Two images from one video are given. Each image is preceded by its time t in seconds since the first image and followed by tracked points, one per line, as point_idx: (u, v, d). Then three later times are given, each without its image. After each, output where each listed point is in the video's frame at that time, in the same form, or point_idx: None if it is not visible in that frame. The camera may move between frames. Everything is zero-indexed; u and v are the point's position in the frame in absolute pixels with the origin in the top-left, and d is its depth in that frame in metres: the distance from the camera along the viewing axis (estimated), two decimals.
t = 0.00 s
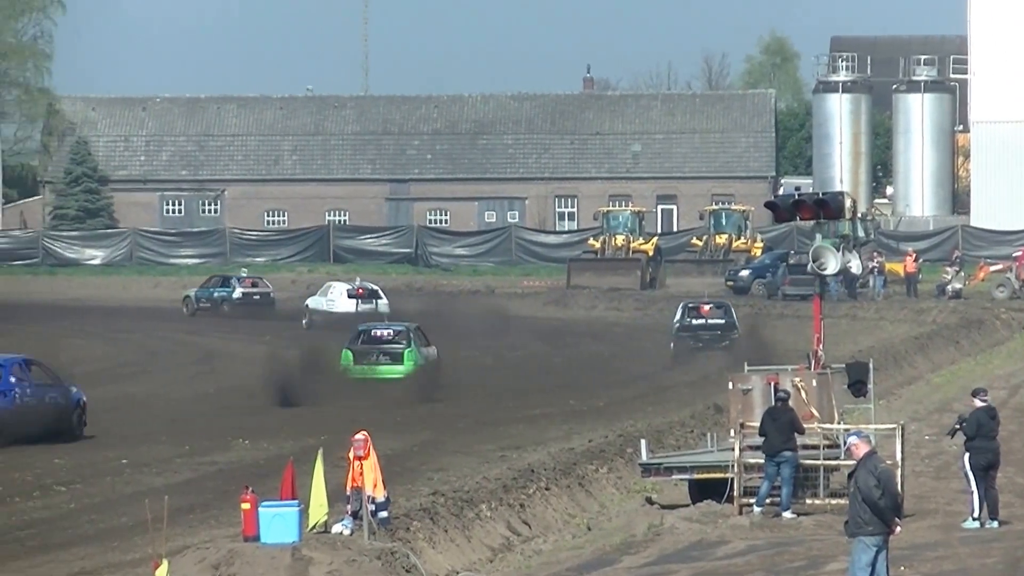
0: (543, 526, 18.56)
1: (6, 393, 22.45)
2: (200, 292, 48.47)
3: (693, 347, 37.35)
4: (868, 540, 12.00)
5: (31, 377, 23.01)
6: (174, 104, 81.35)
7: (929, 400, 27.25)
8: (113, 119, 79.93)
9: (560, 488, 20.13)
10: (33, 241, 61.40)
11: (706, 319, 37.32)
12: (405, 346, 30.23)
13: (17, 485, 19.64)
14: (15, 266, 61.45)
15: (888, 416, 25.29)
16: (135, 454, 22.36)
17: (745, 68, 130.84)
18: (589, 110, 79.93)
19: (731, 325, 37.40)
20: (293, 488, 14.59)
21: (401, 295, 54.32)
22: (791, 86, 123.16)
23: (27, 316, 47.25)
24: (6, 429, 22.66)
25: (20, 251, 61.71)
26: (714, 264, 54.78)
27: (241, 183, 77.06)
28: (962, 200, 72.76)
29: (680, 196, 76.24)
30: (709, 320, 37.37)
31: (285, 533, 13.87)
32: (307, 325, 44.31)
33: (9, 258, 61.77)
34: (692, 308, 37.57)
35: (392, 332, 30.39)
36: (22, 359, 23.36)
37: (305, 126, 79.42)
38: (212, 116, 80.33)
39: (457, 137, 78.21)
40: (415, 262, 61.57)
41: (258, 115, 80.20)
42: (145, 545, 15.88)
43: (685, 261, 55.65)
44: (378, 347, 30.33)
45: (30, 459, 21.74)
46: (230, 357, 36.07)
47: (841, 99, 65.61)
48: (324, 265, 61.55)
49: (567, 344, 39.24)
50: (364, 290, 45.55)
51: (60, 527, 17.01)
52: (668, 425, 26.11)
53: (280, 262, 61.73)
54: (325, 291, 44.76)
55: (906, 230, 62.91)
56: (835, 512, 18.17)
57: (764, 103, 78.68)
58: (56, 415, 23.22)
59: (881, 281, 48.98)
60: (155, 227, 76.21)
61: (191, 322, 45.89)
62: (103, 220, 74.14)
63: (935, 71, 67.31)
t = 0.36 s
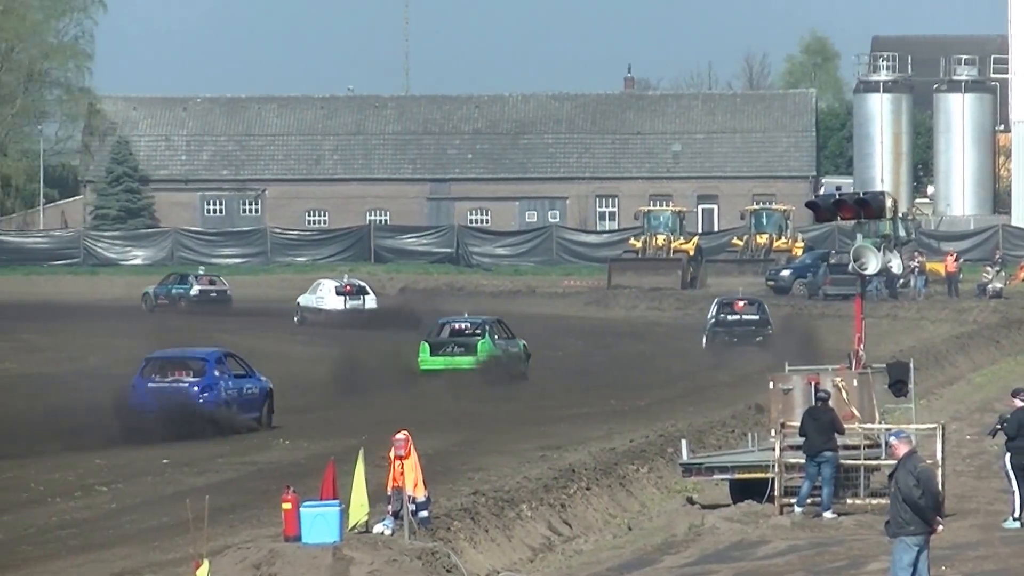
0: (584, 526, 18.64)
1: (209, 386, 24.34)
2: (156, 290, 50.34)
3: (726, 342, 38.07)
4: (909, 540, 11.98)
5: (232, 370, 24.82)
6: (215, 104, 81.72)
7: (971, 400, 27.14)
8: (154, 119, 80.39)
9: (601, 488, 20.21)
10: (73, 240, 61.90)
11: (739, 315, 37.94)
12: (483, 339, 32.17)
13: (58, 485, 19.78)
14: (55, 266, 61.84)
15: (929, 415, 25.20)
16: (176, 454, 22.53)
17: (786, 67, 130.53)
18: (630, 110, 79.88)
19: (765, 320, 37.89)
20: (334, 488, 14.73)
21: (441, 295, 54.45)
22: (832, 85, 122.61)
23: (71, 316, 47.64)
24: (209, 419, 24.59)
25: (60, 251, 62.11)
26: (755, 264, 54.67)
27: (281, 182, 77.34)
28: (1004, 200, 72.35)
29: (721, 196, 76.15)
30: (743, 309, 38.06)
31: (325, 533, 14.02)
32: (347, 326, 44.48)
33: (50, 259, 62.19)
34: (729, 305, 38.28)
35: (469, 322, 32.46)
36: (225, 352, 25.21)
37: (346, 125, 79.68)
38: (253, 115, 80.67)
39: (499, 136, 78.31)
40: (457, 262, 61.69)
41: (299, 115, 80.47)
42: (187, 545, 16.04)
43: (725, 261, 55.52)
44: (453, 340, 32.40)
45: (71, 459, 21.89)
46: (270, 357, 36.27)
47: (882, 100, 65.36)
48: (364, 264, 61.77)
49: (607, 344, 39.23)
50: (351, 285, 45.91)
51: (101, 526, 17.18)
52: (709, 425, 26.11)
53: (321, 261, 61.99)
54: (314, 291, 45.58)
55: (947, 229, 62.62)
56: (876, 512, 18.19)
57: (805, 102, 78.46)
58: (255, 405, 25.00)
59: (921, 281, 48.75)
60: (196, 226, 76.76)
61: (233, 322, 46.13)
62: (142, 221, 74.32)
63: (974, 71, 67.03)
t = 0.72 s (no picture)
0: (627, 526, 18.72)
1: (385, 380, 25.60)
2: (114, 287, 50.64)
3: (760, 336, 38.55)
4: (954, 540, 11.84)
5: (405, 363, 26.05)
6: (260, 104, 82.15)
7: (1016, 401, 27.08)
8: (199, 118, 80.93)
9: (645, 488, 20.29)
10: (119, 241, 62.71)
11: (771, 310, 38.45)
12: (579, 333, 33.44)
13: (104, 485, 20.00)
14: (100, 267, 62.68)
15: (974, 415, 25.12)
16: (220, 454, 22.75)
17: (830, 66, 130.05)
18: (674, 110, 79.85)
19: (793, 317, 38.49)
20: (378, 488, 14.88)
21: (485, 296, 54.59)
22: (876, 85, 122.04)
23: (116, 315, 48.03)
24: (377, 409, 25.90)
25: (106, 251, 62.89)
26: (799, 264, 54.55)
27: (326, 182, 77.65)
28: None
29: (765, 196, 75.99)
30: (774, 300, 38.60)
31: (369, 533, 14.16)
32: (389, 326, 44.67)
33: (94, 259, 62.89)
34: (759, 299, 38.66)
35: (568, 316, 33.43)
36: (399, 345, 26.41)
37: (390, 125, 80.00)
38: (297, 115, 81.05)
39: (543, 136, 78.43)
40: (501, 262, 61.86)
41: (344, 115, 80.86)
42: (231, 544, 16.21)
43: (769, 260, 55.20)
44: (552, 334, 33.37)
45: (116, 458, 22.12)
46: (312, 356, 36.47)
47: (926, 99, 64.74)
48: (408, 264, 61.99)
49: (650, 344, 39.26)
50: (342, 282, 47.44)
51: (146, 525, 17.38)
52: (753, 425, 26.15)
53: (365, 261, 62.26)
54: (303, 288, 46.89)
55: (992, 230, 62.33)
56: (920, 513, 18.20)
57: (849, 102, 78.27)
58: (424, 397, 26.26)
59: (965, 281, 48.55)
60: (240, 225, 77.22)
61: (276, 321, 46.38)
62: (187, 220, 74.86)
63: (1020, 70, 66.32)
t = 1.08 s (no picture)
0: (665, 526, 18.78)
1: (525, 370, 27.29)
2: (67, 286, 51.83)
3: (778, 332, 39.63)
4: (991, 539, 11.74)
5: (542, 355, 27.77)
6: (297, 104, 82.50)
7: None
8: (237, 118, 81.37)
9: (682, 488, 20.35)
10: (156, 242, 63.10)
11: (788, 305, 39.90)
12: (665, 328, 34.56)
13: (142, 485, 20.18)
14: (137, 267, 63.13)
15: (1012, 416, 25.04)
16: (259, 455, 22.93)
17: (867, 66, 129.62)
18: (711, 110, 79.75)
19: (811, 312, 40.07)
20: (415, 488, 15.01)
21: (522, 296, 54.68)
22: (913, 85, 121.49)
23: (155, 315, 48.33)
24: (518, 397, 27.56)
25: (143, 251, 63.33)
26: (837, 263, 54.39)
27: (363, 181, 77.90)
28: None
29: (802, 195, 75.81)
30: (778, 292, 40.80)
31: (407, 533, 14.28)
32: (425, 326, 44.81)
33: (133, 259, 63.35)
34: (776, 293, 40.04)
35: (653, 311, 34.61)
36: (532, 339, 28.13)
37: (427, 125, 80.21)
38: (335, 115, 81.34)
39: (580, 136, 78.46)
40: (538, 262, 61.95)
41: (381, 115, 81.14)
42: (269, 544, 16.36)
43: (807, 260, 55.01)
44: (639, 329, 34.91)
45: (153, 459, 22.31)
46: (348, 356, 36.63)
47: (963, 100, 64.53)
48: (445, 264, 62.18)
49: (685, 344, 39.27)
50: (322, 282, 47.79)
51: (185, 525, 17.55)
52: (790, 425, 26.16)
53: (402, 260, 62.43)
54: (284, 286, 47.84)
55: None
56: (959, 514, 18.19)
57: (887, 102, 78.01)
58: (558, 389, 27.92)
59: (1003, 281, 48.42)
60: (278, 225, 77.53)
61: (313, 322, 46.58)
62: (224, 221, 75.21)
63: None
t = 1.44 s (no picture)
0: (690, 526, 18.85)
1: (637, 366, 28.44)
2: (6, 287, 53.97)
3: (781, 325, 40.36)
4: (1016, 539, 11.61)
5: (649, 350, 28.97)
6: (323, 104, 82.74)
7: None
8: (263, 118, 81.68)
9: (708, 488, 20.41)
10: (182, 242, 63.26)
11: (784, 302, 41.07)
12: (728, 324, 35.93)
13: (168, 484, 20.33)
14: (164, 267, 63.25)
15: None
16: (284, 454, 23.08)
17: (893, 67, 129.34)
18: (737, 110, 79.72)
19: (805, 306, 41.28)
20: (441, 488, 15.12)
21: (547, 296, 54.74)
22: (939, 85, 121.12)
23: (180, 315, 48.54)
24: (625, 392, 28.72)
25: (170, 252, 63.42)
26: (862, 263, 54.33)
27: (389, 181, 78.09)
28: None
29: (828, 195, 75.70)
30: (764, 287, 42.59)
31: (433, 533, 14.38)
32: (450, 326, 44.92)
33: (159, 258, 63.49)
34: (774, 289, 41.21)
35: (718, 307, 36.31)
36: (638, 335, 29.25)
37: (453, 126, 80.35)
38: (360, 115, 81.51)
39: (605, 136, 78.50)
40: (564, 262, 61.94)
41: (407, 114, 81.34)
42: (294, 544, 16.48)
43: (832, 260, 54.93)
44: (703, 325, 36.09)
45: (178, 459, 22.47)
46: (373, 357, 36.73)
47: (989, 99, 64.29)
48: (470, 264, 62.31)
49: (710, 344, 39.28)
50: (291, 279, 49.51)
51: (210, 525, 17.68)
52: (816, 425, 26.17)
53: (428, 260, 62.51)
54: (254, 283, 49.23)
55: None
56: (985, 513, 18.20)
57: (912, 102, 77.85)
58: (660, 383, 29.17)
59: None
60: (304, 225, 77.78)
61: (338, 322, 46.71)
62: (249, 220, 75.53)
63: None
